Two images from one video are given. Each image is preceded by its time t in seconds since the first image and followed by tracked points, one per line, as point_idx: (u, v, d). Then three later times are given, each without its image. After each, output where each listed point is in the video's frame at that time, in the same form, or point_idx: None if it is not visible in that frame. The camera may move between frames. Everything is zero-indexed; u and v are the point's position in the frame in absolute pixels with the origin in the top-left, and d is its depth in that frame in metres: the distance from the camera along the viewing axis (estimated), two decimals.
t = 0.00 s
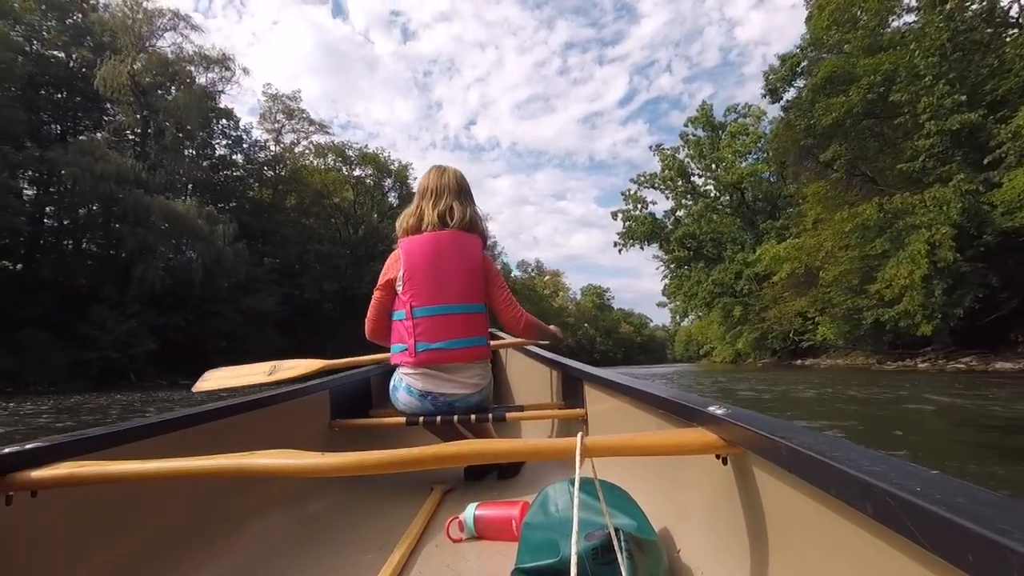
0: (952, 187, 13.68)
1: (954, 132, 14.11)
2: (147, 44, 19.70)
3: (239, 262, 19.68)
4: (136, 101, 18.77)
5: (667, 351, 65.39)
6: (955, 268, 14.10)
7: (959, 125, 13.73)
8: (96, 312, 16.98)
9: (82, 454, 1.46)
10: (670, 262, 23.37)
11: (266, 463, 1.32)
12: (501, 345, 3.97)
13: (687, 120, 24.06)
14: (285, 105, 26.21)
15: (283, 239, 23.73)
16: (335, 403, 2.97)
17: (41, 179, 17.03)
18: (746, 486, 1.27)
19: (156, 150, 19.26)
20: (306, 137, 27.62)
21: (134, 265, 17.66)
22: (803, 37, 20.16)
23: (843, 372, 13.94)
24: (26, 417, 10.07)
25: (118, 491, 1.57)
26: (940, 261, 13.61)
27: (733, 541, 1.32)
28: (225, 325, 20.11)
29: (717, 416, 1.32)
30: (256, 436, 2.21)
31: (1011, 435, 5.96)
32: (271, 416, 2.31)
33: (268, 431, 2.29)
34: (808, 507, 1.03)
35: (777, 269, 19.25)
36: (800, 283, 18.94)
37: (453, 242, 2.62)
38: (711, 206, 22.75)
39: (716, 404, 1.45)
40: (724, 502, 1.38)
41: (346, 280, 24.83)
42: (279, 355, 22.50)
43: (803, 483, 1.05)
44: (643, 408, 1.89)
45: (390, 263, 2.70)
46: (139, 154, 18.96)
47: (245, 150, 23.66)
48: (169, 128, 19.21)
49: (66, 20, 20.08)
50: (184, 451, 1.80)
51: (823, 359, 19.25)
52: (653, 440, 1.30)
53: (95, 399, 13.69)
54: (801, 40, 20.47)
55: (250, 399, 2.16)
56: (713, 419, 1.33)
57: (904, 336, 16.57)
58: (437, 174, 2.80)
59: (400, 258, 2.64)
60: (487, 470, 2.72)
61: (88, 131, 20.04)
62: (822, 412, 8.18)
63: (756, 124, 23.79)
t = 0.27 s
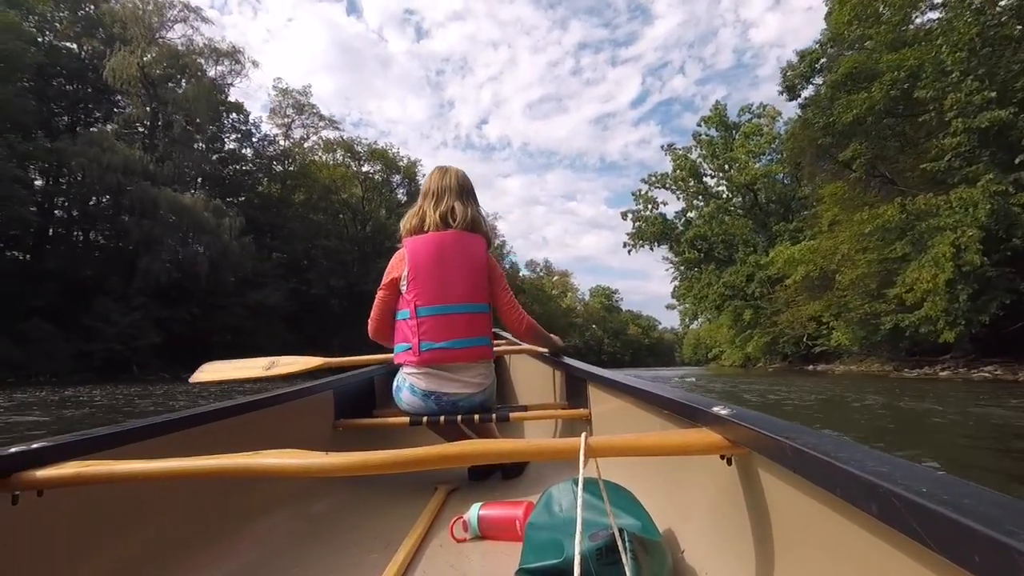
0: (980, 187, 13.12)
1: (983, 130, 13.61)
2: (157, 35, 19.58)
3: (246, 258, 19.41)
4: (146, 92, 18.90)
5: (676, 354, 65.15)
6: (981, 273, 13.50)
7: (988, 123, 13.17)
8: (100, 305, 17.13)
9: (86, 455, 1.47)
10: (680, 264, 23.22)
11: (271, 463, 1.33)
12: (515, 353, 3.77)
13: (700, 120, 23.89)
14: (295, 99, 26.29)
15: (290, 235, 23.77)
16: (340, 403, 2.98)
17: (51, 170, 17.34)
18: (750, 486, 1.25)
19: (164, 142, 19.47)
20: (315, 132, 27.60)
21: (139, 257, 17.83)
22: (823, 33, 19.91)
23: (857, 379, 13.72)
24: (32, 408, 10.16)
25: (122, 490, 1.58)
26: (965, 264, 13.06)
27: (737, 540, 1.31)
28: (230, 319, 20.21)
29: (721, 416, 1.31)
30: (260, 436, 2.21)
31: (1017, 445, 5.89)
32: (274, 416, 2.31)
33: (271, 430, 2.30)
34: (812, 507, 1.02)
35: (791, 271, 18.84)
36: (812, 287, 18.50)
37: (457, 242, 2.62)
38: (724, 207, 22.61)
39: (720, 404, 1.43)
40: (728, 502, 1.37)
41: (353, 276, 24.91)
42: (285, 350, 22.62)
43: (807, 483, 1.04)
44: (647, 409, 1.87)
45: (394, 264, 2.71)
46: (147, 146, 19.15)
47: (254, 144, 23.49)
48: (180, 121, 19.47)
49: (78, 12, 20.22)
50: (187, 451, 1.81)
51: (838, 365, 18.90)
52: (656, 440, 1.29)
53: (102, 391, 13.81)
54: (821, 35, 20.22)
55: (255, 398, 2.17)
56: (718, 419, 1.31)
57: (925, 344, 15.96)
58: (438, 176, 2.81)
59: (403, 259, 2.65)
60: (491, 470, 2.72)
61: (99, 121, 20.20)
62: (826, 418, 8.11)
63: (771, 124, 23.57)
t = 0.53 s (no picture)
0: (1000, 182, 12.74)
1: (1002, 125, 13.16)
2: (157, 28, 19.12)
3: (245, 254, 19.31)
4: (145, 84, 18.72)
5: (678, 354, 65.29)
6: (998, 272, 13.39)
7: (1008, 116, 12.64)
8: (96, 299, 17.11)
9: (86, 454, 1.46)
10: (683, 263, 23.11)
11: (272, 462, 1.33)
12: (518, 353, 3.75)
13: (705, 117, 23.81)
14: (296, 94, 26.28)
15: (289, 230, 23.77)
16: (341, 403, 2.98)
17: (50, 163, 17.35)
18: (752, 486, 1.24)
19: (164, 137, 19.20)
20: (317, 127, 27.67)
21: (135, 251, 17.73)
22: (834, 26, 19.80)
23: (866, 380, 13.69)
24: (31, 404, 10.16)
25: (123, 490, 1.58)
26: (982, 263, 12.80)
27: (739, 540, 1.30)
28: (228, 316, 20.20)
29: (722, 416, 1.30)
30: (261, 435, 2.21)
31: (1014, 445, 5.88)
32: (275, 416, 2.31)
33: (272, 430, 2.30)
34: (811, 506, 1.02)
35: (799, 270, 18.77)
36: (820, 287, 18.66)
37: (458, 242, 2.62)
38: (728, 206, 22.62)
39: (722, 404, 1.42)
40: (729, 502, 1.36)
41: (353, 273, 24.91)
42: (285, 346, 22.64)
43: (806, 483, 1.03)
44: (648, 409, 1.87)
45: (396, 264, 2.71)
46: (145, 139, 19.07)
47: (255, 138, 23.68)
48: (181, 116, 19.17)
49: (80, 5, 20.33)
50: (189, 450, 1.80)
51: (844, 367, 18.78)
52: (656, 440, 1.28)
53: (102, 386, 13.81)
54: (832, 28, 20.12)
55: (256, 398, 2.17)
56: (719, 419, 1.30)
57: (934, 345, 15.91)
58: (437, 176, 2.80)
59: (405, 259, 2.64)
60: (492, 469, 2.71)
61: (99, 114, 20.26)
62: (823, 419, 8.10)
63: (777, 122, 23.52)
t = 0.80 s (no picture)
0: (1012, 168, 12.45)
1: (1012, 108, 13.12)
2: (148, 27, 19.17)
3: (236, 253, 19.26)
4: (137, 84, 18.75)
5: (678, 353, 65.28)
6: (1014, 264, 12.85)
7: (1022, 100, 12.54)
8: (88, 302, 16.96)
9: (89, 454, 1.46)
10: (682, 259, 23.05)
11: (273, 462, 1.32)
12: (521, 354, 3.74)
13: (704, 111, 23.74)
14: (291, 94, 26.25)
15: (284, 229, 23.82)
16: (343, 403, 2.97)
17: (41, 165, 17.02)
18: (755, 486, 1.23)
19: (154, 135, 19.33)
20: (313, 126, 27.63)
21: (127, 253, 17.59)
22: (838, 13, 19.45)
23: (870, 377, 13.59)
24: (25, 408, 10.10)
25: (124, 491, 1.57)
26: (996, 253, 12.42)
27: (741, 540, 1.29)
28: (222, 318, 20.14)
29: (725, 416, 1.29)
30: (263, 435, 2.21)
31: (1011, 438, 5.88)
32: (277, 417, 2.30)
33: (275, 430, 2.29)
34: (813, 506, 1.01)
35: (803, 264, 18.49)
36: (825, 283, 18.47)
37: (459, 241, 2.61)
38: (728, 202, 22.68)
39: (724, 404, 1.42)
40: (732, 503, 1.35)
41: (350, 273, 24.86)
42: (283, 348, 22.62)
43: (809, 482, 1.02)
44: (650, 409, 1.86)
45: (397, 265, 2.70)
46: (137, 140, 19.01)
47: (249, 138, 23.59)
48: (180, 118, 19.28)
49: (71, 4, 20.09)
50: (191, 451, 1.80)
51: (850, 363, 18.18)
52: (659, 441, 1.27)
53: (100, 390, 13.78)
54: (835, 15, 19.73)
55: (258, 398, 2.16)
56: (722, 419, 1.29)
57: (941, 341, 15.65)
58: (438, 177, 2.80)
59: (406, 260, 2.63)
60: (493, 469, 2.70)
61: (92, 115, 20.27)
62: (820, 415, 8.10)
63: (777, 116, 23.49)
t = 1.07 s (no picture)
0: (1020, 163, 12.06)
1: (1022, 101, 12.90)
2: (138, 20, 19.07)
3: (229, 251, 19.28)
4: (127, 78, 18.52)
5: (675, 353, 65.37)
6: None
7: None
8: (73, 300, 16.68)
9: (90, 454, 1.44)
10: (681, 259, 23.07)
11: (274, 462, 1.31)
12: (520, 354, 3.73)
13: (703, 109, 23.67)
14: (286, 90, 26.15)
15: (278, 227, 23.92)
16: (343, 403, 2.96)
17: (29, 162, 16.59)
18: (755, 485, 1.23)
19: (144, 130, 19.11)
20: (308, 123, 27.54)
21: (116, 250, 17.29)
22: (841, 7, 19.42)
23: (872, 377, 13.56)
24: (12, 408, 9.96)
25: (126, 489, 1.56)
26: (1008, 250, 12.10)
27: (743, 539, 1.29)
28: (213, 317, 20.07)
29: (727, 416, 1.28)
30: (264, 434, 2.20)
31: (1003, 438, 5.89)
32: (278, 416, 2.29)
33: (276, 430, 2.28)
34: (815, 506, 1.00)
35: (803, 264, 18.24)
36: (826, 282, 18.19)
37: (460, 241, 2.60)
38: (727, 200, 22.68)
39: (725, 404, 1.41)
40: (733, 503, 1.35)
41: (344, 272, 24.79)
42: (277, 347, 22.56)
43: (811, 482, 1.02)
44: (652, 409, 1.85)
45: (397, 265, 2.69)
46: (128, 135, 18.75)
47: (242, 135, 23.36)
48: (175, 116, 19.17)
49: None
50: (192, 450, 1.79)
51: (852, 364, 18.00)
52: (660, 441, 1.27)
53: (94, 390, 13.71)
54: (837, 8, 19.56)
55: (258, 398, 2.15)
56: (722, 419, 1.29)
57: (944, 341, 15.53)
58: (438, 179, 2.80)
59: (407, 260, 2.62)
60: (494, 469, 2.69)
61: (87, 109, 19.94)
62: (813, 415, 8.09)
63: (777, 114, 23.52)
